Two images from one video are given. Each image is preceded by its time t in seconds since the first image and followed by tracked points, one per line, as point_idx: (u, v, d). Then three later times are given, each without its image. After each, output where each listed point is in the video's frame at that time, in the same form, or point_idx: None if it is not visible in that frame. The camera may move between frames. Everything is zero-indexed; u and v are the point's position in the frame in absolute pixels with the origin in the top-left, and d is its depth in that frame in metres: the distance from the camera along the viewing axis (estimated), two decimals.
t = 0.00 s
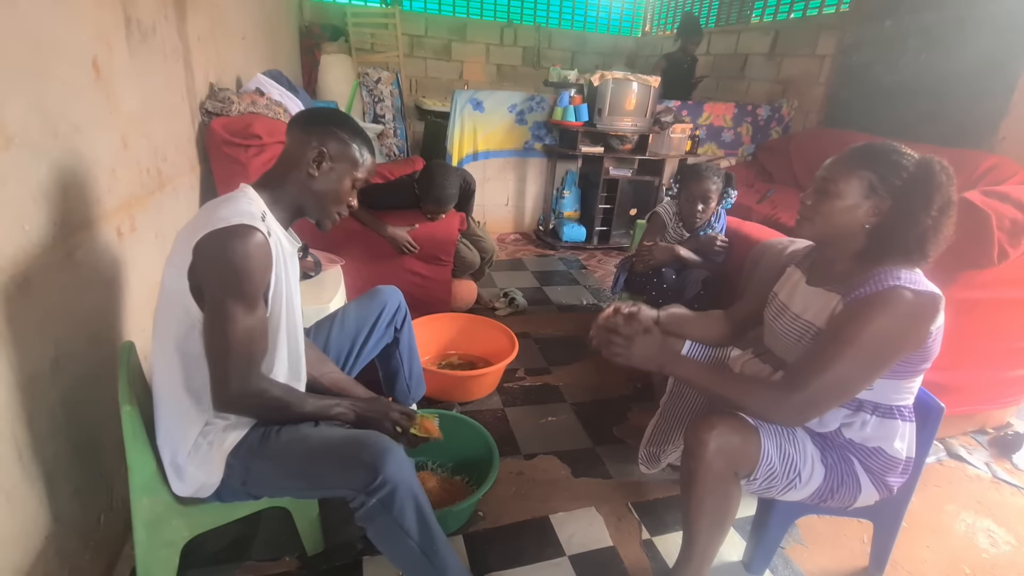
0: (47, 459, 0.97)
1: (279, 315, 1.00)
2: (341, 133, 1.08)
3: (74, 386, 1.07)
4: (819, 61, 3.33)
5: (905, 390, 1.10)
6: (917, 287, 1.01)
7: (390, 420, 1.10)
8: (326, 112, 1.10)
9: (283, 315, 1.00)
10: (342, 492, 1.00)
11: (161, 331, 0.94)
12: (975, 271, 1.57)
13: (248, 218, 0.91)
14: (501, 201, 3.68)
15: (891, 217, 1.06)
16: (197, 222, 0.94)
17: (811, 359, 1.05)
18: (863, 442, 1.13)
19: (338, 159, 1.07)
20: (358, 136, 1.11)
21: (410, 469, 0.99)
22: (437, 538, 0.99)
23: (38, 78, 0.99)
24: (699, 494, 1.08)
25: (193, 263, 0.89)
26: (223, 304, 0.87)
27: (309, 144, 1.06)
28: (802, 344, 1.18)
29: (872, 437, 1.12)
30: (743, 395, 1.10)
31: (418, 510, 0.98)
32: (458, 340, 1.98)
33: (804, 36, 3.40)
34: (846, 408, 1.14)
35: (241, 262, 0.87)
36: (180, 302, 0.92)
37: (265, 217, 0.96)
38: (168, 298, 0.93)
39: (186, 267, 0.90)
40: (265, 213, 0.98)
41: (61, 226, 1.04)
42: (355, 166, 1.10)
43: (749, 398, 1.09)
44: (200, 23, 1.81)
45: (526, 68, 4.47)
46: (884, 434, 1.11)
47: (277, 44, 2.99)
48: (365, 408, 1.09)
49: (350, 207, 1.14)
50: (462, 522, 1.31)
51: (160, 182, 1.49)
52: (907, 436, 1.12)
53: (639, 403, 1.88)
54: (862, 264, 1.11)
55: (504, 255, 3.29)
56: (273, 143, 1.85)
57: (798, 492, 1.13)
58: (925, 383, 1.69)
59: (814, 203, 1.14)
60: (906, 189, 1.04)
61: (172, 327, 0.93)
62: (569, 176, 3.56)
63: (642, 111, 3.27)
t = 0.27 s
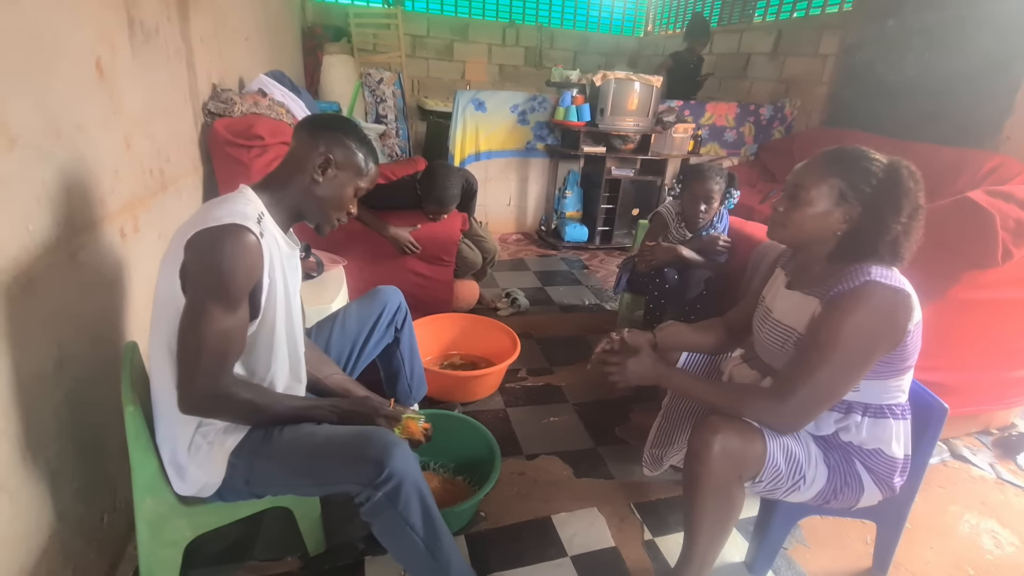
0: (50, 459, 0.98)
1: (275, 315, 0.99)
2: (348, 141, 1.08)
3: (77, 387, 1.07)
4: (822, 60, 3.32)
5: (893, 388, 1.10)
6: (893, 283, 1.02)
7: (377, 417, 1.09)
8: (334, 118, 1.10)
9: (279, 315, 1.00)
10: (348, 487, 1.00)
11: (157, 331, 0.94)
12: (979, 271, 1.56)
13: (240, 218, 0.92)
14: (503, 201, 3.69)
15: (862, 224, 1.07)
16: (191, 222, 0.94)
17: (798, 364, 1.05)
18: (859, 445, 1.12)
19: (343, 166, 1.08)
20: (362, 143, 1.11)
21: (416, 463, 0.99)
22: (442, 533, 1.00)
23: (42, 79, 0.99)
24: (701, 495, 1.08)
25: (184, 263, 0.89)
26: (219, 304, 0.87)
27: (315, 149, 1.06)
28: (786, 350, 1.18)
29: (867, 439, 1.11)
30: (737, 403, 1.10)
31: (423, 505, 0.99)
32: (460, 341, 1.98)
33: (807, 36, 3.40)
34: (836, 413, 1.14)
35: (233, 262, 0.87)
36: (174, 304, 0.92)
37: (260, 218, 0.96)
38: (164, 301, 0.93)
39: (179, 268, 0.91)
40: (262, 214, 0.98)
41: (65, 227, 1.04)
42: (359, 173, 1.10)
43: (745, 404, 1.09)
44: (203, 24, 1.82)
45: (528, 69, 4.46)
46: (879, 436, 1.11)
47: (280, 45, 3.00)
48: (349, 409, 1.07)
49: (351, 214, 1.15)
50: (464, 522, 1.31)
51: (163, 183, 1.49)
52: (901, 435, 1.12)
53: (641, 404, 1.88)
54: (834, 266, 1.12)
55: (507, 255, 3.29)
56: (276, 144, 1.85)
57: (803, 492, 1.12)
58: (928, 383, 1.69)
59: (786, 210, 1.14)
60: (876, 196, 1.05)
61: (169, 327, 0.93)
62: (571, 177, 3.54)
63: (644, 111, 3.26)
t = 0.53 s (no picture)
0: (54, 459, 0.98)
1: (277, 317, 1.00)
2: (345, 138, 1.08)
3: (80, 387, 1.07)
4: (825, 60, 3.32)
5: (891, 388, 1.10)
6: (886, 278, 1.02)
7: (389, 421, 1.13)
8: (328, 116, 1.10)
9: (282, 316, 1.00)
10: (349, 490, 1.00)
11: (161, 333, 0.94)
12: (981, 271, 1.55)
13: (242, 223, 0.91)
14: (505, 201, 3.68)
15: (844, 229, 1.06)
16: (192, 226, 0.93)
17: (798, 365, 1.05)
18: (861, 445, 1.12)
19: (342, 164, 1.08)
20: (359, 140, 1.11)
21: (416, 465, 0.99)
22: (443, 535, 1.00)
23: (45, 80, 0.99)
24: (702, 496, 1.08)
25: (188, 268, 0.89)
26: (228, 309, 0.87)
27: (313, 147, 1.05)
28: (783, 353, 1.17)
29: (869, 440, 1.11)
30: (745, 403, 1.11)
31: (425, 507, 0.99)
32: (463, 341, 1.98)
33: (809, 36, 3.39)
34: (836, 415, 1.14)
35: (235, 267, 0.87)
36: (177, 307, 0.92)
37: (261, 221, 0.96)
38: (166, 304, 0.93)
39: (181, 272, 0.90)
40: (261, 216, 0.98)
41: (67, 227, 1.04)
42: (357, 170, 1.10)
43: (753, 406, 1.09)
44: (205, 25, 1.82)
45: (530, 69, 4.46)
46: (881, 436, 1.10)
47: (282, 45, 3.00)
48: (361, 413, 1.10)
49: (351, 212, 1.15)
50: (466, 522, 1.31)
51: (166, 184, 1.50)
52: (901, 433, 1.11)
53: (643, 404, 1.88)
54: (819, 269, 1.12)
55: (509, 255, 3.30)
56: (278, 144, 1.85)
57: (807, 493, 1.12)
58: (931, 384, 1.68)
59: (768, 220, 1.13)
60: (855, 201, 1.04)
61: (172, 329, 0.94)
62: (573, 177, 3.53)
63: (646, 111, 3.26)
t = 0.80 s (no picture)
0: (57, 457, 0.98)
1: (280, 318, 1.00)
2: (347, 138, 1.08)
3: (84, 386, 1.08)
4: (828, 60, 3.31)
5: (895, 388, 1.09)
6: (890, 278, 1.02)
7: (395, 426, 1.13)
8: (331, 116, 1.10)
9: (284, 317, 1.01)
10: (352, 487, 1.00)
11: (163, 332, 0.95)
12: (986, 272, 1.54)
13: (243, 225, 0.91)
14: (507, 201, 3.68)
15: (846, 230, 1.06)
16: (193, 227, 0.93)
17: (805, 368, 1.04)
18: (868, 446, 1.12)
19: (344, 165, 1.08)
20: (361, 139, 1.11)
21: (420, 464, 0.99)
22: (447, 533, 1.00)
23: (49, 80, 1.00)
24: (705, 496, 1.08)
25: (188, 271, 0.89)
26: (230, 310, 0.87)
27: (315, 148, 1.05)
28: (788, 354, 1.16)
29: (875, 441, 1.11)
30: (757, 407, 1.10)
31: (428, 507, 0.98)
32: (465, 341, 1.98)
33: (813, 35, 3.38)
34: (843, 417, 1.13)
35: (237, 269, 0.87)
36: (180, 308, 0.93)
37: (262, 222, 0.96)
38: (168, 304, 0.94)
39: (183, 274, 0.91)
40: (263, 217, 0.98)
41: (71, 227, 1.05)
42: (360, 171, 1.10)
43: (764, 412, 1.08)
44: (209, 25, 1.83)
45: (533, 69, 4.46)
46: (887, 437, 1.10)
47: (285, 46, 3.00)
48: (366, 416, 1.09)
49: (353, 212, 1.15)
50: (468, 522, 1.31)
51: (169, 184, 1.50)
52: (905, 434, 1.10)
53: (646, 405, 1.87)
54: (821, 269, 1.12)
55: (511, 255, 3.29)
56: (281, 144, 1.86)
57: (817, 498, 1.12)
58: (935, 385, 1.67)
59: (770, 220, 1.12)
60: (857, 201, 1.04)
61: (174, 330, 0.94)
62: (576, 177, 3.54)
63: (648, 111, 3.26)
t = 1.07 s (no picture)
0: (61, 457, 0.99)
1: (284, 320, 1.00)
2: (346, 136, 1.08)
3: (87, 386, 1.08)
4: (831, 61, 3.30)
5: (898, 390, 1.09)
6: (896, 281, 1.01)
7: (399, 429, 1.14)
8: (330, 115, 1.09)
9: (288, 318, 1.01)
10: (350, 493, 1.00)
11: (167, 334, 0.95)
12: (990, 274, 1.54)
13: (250, 231, 0.91)
14: (509, 202, 3.69)
15: (856, 231, 1.06)
16: (193, 238, 0.93)
17: (807, 371, 1.04)
18: (870, 448, 1.11)
19: (344, 164, 1.08)
20: (361, 139, 1.11)
21: (418, 471, 0.99)
22: (444, 540, 1.00)
23: (54, 82, 1.00)
24: (706, 498, 1.08)
25: (195, 277, 0.90)
26: (246, 317, 0.89)
27: (314, 148, 1.06)
28: (791, 355, 1.16)
29: (877, 443, 1.10)
30: (759, 408, 1.10)
31: (426, 514, 0.98)
32: (467, 342, 1.98)
33: (816, 36, 3.37)
34: (845, 418, 1.12)
35: (246, 274, 0.88)
36: (185, 311, 0.93)
37: (267, 226, 0.97)
38: (172, 306, 0.94)
39: (189, 279, 0.91)
40: (266, 221, 0.98)
41: (75, 227, 1.05)
42: (360, 170, 1.11)
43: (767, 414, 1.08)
44: (212, 26, 1.83)
45: (535, 70, 4.46)
46: (890, 439, 1.09)
47: (288, 47, 3.01)
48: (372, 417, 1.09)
49: (355, 211, 1.15)
50: (469, 524, 1.31)
51: (173, 185, 1.50)
52: (911, 436, 1.10)
53: (648, 406, 1.87)
54: (829, 270, 1.12)
55: (513, 256, 3.30)
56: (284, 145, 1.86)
57: (817, 499, 1.12)
58: (938, 387, 1.67)
59: (779, 217, 1.12)
60: (869, 203, 1.04)
61: (180, 331, 0.94)
62: (577, 178, 3.56)
63: (651, 112, 3.25)
